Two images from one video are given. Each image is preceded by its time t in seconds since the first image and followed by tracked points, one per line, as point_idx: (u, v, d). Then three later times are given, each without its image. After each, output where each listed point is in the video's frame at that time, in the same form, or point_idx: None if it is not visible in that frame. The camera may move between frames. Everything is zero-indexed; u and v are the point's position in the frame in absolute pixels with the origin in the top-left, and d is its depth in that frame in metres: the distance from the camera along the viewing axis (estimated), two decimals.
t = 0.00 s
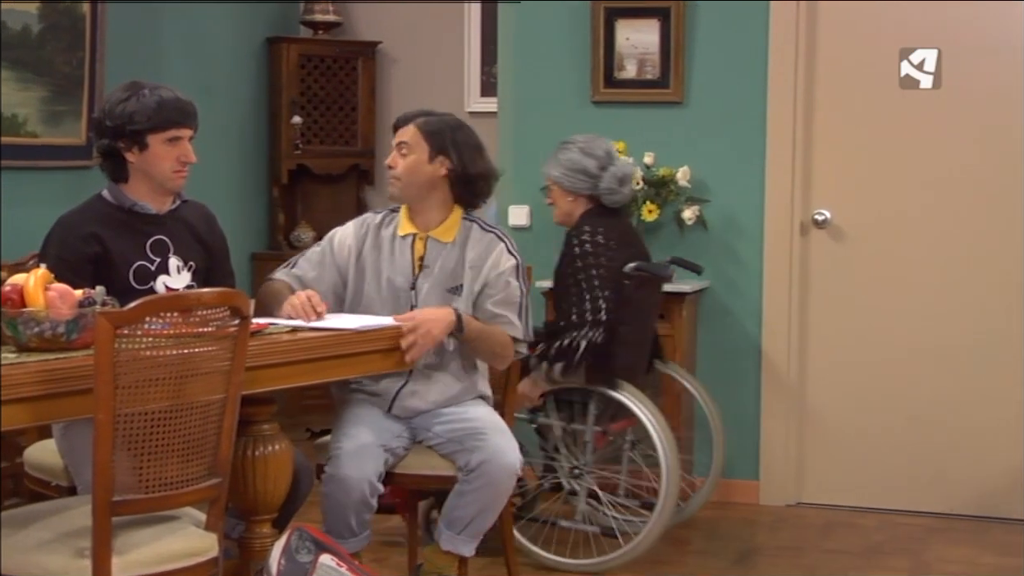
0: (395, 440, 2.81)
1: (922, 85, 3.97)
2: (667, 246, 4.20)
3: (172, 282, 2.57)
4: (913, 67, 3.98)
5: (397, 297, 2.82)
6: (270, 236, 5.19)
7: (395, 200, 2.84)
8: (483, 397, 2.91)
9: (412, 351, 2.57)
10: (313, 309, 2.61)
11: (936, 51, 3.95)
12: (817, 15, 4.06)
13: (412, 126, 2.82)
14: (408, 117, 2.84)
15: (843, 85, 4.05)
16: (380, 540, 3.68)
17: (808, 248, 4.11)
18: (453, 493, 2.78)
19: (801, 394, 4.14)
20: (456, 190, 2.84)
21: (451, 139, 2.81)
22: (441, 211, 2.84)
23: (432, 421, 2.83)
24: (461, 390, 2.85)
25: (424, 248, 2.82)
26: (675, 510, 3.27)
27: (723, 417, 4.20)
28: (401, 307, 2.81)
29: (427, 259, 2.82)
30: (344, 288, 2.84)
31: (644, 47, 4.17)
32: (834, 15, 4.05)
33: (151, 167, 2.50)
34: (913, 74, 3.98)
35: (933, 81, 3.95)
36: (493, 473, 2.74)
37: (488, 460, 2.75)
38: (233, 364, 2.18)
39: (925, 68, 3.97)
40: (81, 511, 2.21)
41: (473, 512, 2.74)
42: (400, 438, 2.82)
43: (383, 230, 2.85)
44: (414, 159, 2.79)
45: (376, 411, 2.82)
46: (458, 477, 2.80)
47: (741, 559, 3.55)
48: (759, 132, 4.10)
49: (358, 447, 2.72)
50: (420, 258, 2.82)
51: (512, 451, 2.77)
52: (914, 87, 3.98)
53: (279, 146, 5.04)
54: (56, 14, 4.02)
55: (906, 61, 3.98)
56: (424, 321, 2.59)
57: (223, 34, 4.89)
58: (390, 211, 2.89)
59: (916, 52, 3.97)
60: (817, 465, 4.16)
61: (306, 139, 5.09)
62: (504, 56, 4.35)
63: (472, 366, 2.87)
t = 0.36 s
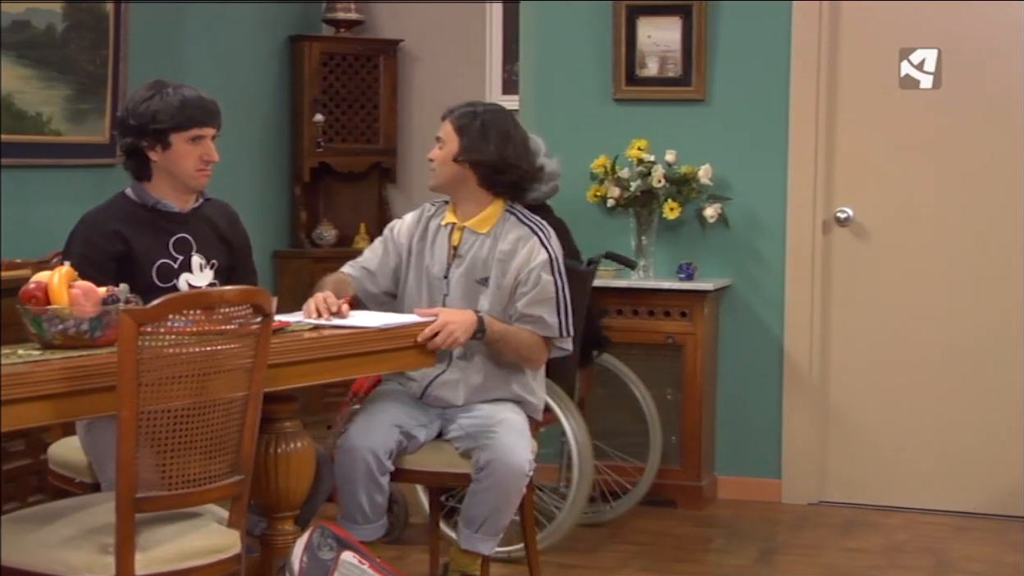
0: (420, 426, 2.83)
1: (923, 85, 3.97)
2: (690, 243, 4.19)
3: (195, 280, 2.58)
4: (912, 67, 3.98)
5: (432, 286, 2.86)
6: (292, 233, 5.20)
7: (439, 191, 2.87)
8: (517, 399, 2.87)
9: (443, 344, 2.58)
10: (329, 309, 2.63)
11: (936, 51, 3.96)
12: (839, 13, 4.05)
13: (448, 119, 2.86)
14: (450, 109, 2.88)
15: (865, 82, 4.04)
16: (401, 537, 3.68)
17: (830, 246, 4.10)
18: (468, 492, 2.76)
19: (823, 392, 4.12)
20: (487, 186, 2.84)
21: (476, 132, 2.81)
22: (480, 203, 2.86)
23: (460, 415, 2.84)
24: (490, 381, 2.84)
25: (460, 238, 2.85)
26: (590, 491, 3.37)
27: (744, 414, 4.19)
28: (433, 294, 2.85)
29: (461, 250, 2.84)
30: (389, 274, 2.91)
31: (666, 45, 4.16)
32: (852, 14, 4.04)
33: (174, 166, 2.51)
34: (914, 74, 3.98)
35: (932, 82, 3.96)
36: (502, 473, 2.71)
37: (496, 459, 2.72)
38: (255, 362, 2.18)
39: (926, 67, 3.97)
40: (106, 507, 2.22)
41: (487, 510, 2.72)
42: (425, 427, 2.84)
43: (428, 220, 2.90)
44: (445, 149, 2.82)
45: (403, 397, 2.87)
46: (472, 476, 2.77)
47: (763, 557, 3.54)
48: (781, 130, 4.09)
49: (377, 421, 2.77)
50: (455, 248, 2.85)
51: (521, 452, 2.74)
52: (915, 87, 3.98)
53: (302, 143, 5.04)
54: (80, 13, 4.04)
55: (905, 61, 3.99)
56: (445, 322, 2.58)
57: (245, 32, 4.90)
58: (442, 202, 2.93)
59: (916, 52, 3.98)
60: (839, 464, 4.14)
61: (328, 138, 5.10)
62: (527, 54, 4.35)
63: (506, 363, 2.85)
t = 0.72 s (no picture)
0: (444, 427, 2.83)
1: (923, 85, 3.98)
2: (711, 242, 4.18)
3: (217, 279, 2.59)
4: (913, 67, 3.99)
5: (461, 289, 2.86)
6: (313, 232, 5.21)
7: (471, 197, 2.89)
8: (537, 401, 2.88)
9: (467, 342, 2.58)
10: (347, 306, 2.65)
11: (936, 51, 3.96)
12: (861, 12, 4.04)
13: (491, 125, 2.88)
14: (490, 117, 2.91)
15: (887, 81, 4.02)
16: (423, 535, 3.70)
17: (852, 244, 4.08)
18: (492, 486, 2.75)
19: (844, 391, 4.11)
20: (525, 195, 2.86)
21: (522, 143, 2.84)
22: (513, 211, 2.87)
23: (478, 413, 2.84)
24: (510, 383, 2.84)
25: (492, 243, 2.85)
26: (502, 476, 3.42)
27: (765, 414, 4.18)
28: (463, 298, 2.86)
29: (494, 254, 2.84)
30: (420, 277, 2.91)
31: (687, 43, 4.15)
32: (870, 13, 4.03)
33: (201, 166, 2.52)
34: (914, 74, 3.99)
35: (932, 82, 3.96)
36: (527, 462, 2.71)
37: (519, 448, 2.72)
38: (277, 360, 2.19)
39: (926, 68, 3.98)
40: (127, 505, 2.23)
41: (512, 502, 2.70)
42: (448, 428, 2.84)
43: (459, 225, 2.91)
44: (486, 155, 2.84)
45: (426, 396, 2.87)
46: (497, 470, 2.77)
47: (783, 557, 3.54)
48: (801, 129, 4.08)
49: (407, 419, 2.77)
50: (487, 253, 2.85)
51: (546, 439, 2.75)
52: (914, 87, 3.99)
53: (323, 141, 5.07)
54: (103, 13, 4.06)
55: (905, 62, 4.00)
56: (468, 319, 2.58)
57: (266, 31, 4.92)
58: (475, 207, 2.94)
59: (917, 52, 3.99)
60: (861, 464, 4.13)
61: (349, 136, 5.12)
62: (547, 51, 4.35)
63: (524, 366, 2.86)
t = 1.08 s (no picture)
0: (462, 423, 2.83)
1: (922, 85, 3.98)
2: (730, 237, 4.18)
3: (237, 275, 2.59)
4: (912, 67, 4.00)
5: (478, 284, 2.87)
6: (331, 228, 5.22)
7: (486, 194, 2.88)
8: (556, 396, 2.88)
9: (487, 337, 2.59)
10: (366, 302, 2.65)
11: (936, 51, 3.97)
12: (881, 7, 4.02)
13: (498, 123, 2.88)
14: (496, 114, 2.90)
15: (907, 76, 4.01)
16: (441, 530, 3.70)
17: (871, 240, 4.07)
18: (508, 481, 2.75)
19: (864, 388, 4.10)
20: (538, 189, 2.85)
21: (526, 138, 2.83)
22: (528, 206, 2.87)
23: (495, 408, 2.84)
24: (527, 377, 2.84)
25: (508, 238, 2.85)
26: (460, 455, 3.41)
27: (784, 411, 4.17)
28: (480, 293, 2.86)
29: (509, 249, 2.85)
30: (438, 273, 2.91)
31: (706, 38, 4.14)
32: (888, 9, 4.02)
33: (222, 162, 2.53)
34: (913, 74, 3.99)
35: (932, 82, 3.97)
36: (542, 457, 2.71)
37: (534, 443, 2.72)
38: (295, 355, 2.19)
39: (925, 68, 3.98)
40: (146, 500, 2.24)
41: (528, 498, 2.71)
42: (467, 424, 2.84)
43: (475, 221, 2.91)
44: (495, 153, 2.84)
45: (444, 392, 2.87)
46: (512, 465, 2.77)
47: (801, 553, 3.53)
48: (821, 125, 4.07)
49: (423, 414, 2.77)
50: (503, 247, 2.85)
51: (561, 434, 2.74)
52: (913, 87, 4.00)
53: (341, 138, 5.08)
54: (124, 9, 4.08)
55: (905, 62, 4.00)
56: (488, 314, 2.59)
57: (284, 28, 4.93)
58: (491, 203, 2.94)
59: (916, 52, 3.99)
60: (880, 460, 4.12)
61: (367, 132, 5.12)
62: (566, 46, 4.35)
63: (543, 359, 2.86)
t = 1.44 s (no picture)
0: (478, 420, 2.83)
1: (922, 85, 3.99)
2: (747, 235, 4.17)
3: (254, 273, 2.60)
4: (913, 67, 4.01)
5: (493, 281, 2.86)
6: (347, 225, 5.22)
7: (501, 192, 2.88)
8: (571, 394, 2.87)
9: (504, 334, 2.59)
10: (382, 299, 2.66)
11: (937, 51, 3.98)
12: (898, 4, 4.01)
13: (509, 120, 2.87)
14: (507, 111, 2.89)
15: (924, 73, 3.99)
16: (457, 527, 3.71)
17: (889, 238, 4.06)
18: (525, 479, 2.76)
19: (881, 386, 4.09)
20: (550, 186, 2.85)
21: (537, 134, 2.83)
22: (541, 202, 2.87)
23: (511, 406, 2.84)
24: (544, 374, 2.84)
25: (523, 235, 2.85)
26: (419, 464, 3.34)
27: (800, 409, 4.16)
28: (494, 291, 2.86)
29: (524, 246, 2.84)
30: (453, 270, 2.91)
31: (723, 36, 4.13)
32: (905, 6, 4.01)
33: (240, 160, 2.53)
34: (913, 74, 4.00)
35: (933, 81, 3.98)
36: (559, 455, 2.71)
37: (551, 441, 2.72)
38: (313, 353, 2.19)
39: (925, 68, 3.99)
40: (163, 497, 2.25)
41: (544, 496, 2.70)
42: (482, 422, 2.84)
43: (489, 218, 2.91)
44: (508, 150, 2.84)
45: (460, 389, 2.87)
46: (529, 463, 2.77)
47: (818, 551, 3.52)
48: (838, 122, 4.05)
49: (439, 412, 2.77)
50: (517, 244, 2.85)
51: (578, 432, 2.74)
52: (915, 87, 4.00)
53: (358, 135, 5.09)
54: (142, 8, 4.08)
55: (905, 61, 4.01)
56: (505, 311, 2.59)
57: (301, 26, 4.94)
58: (505, 200, 2.94)
59: (916, 52, 4.00)
60: (898, 459, 4.10)
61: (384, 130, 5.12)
62: (583, 44, 4.34)
63: (559, 356, 2.86)
